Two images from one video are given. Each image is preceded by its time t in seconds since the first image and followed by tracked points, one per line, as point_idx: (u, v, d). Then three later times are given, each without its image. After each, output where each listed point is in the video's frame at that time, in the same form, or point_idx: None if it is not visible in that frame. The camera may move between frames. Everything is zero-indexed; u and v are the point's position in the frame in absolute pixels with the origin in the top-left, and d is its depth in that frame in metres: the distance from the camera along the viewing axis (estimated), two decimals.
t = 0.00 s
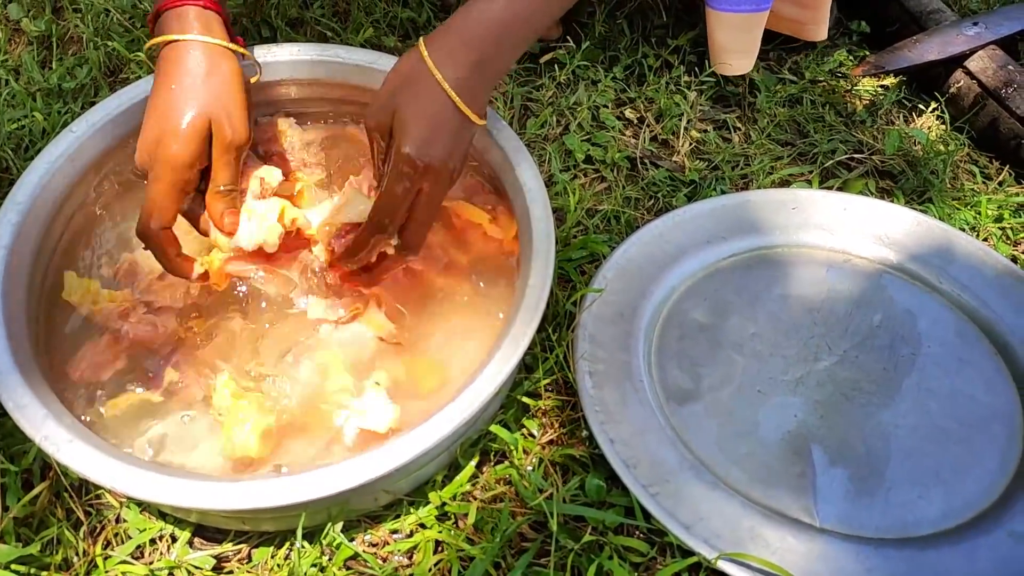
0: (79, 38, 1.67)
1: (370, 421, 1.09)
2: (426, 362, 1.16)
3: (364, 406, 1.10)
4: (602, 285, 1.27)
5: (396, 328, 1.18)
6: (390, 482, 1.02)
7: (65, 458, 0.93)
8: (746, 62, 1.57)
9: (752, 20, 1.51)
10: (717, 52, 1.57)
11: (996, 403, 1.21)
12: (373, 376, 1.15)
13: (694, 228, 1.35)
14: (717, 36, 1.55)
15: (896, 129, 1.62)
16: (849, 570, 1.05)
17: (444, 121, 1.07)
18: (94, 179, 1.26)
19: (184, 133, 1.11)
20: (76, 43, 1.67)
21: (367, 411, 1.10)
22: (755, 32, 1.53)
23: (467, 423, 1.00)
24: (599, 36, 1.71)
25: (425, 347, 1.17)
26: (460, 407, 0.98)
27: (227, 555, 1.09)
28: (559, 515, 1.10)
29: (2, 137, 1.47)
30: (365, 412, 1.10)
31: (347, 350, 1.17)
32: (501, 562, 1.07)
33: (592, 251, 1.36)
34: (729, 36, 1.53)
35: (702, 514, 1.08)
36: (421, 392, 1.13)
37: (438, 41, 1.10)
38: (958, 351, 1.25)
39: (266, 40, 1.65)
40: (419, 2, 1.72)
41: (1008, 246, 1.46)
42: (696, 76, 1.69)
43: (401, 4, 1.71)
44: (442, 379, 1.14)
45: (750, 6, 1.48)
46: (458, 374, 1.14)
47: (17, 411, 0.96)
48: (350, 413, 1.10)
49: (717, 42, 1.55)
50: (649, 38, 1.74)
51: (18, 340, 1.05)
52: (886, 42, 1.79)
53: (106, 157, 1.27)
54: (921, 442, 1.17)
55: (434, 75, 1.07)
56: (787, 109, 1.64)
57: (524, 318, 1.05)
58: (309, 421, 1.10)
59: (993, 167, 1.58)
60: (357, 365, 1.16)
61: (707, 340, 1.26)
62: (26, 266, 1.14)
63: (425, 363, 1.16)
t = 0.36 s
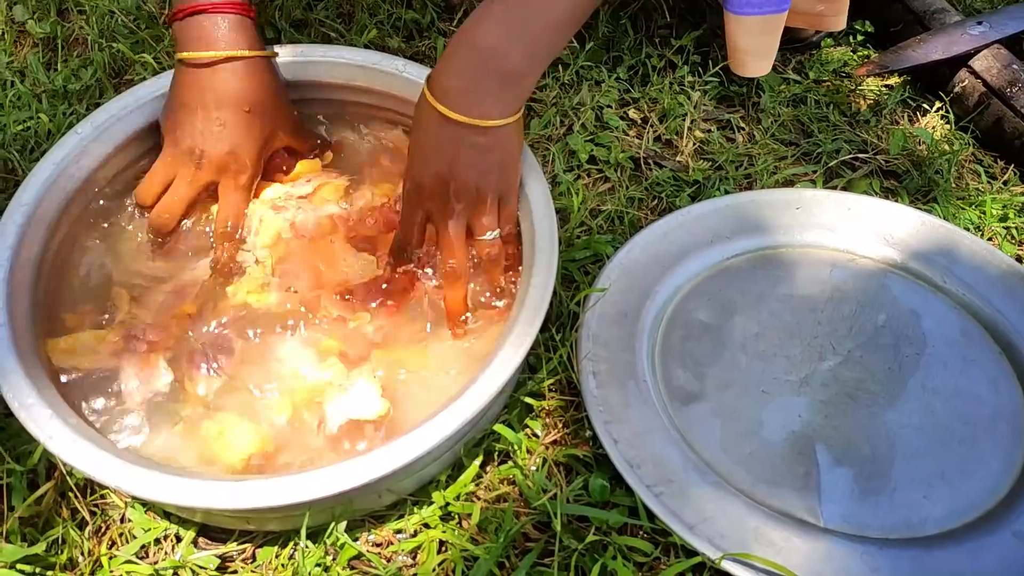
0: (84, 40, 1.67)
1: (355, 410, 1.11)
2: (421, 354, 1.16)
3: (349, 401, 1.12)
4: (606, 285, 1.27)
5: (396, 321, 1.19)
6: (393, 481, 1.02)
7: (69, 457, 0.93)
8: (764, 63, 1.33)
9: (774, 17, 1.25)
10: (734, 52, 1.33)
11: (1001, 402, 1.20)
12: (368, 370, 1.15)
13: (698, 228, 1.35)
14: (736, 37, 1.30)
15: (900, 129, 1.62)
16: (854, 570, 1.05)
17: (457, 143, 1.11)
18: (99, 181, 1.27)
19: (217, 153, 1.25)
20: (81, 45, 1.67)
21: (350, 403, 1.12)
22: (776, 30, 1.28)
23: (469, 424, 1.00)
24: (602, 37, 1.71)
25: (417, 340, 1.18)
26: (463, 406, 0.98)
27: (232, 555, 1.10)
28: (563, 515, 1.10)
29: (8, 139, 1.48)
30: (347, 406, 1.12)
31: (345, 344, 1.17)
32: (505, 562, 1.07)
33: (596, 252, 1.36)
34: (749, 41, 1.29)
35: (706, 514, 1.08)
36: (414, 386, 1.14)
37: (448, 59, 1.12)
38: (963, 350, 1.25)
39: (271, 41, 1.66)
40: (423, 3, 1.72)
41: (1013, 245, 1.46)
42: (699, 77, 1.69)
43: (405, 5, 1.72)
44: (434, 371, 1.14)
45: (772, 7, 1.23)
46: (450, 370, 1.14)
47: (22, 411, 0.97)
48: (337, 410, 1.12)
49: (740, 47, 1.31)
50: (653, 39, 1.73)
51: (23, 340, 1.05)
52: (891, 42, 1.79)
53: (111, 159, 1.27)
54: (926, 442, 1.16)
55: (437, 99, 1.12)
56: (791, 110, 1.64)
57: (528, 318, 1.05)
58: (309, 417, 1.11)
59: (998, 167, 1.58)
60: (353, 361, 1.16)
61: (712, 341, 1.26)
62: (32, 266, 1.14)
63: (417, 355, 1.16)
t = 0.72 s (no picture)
0: (83, 39, 1.67)
1: (376, 384, 1.14)
2: (420, 339, 1.18)
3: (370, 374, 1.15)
4: (604, 285, 1.27)
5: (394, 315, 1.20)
6: (393, 482, 1.03)
7: (69, 457, 0.93)
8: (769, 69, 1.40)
9: (781, 23, 1.32)
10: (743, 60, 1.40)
11: (998, 403, 1.21)
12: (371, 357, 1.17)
13: (698, 229, 1.35)
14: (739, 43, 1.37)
15: (898, 130, 1.62)
16: (852, 571, 1.05)
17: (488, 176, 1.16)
18: (98, 179, 1.27)
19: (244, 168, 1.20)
20: (79, 45, 1.67)
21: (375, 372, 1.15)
22: (781, 36, 1.35)
23: (469, 424, 1.00)
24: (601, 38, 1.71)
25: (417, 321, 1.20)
26: (463, 406, 0.98)
27: (230, 555, 1.10)
28: (562, 516, 1.10)
29: (6, 138, 1.48)
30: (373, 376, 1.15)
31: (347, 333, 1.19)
32: (504, 562, 1.07)
33: (595, 253, 1.37)
34: (754, 47, 1.36)
35: (704, 515, 1.08)
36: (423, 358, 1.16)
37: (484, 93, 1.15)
38: (961, 351, 1.25)
39: (270, 41, 1.65)
40: (422, 3, 1.72)
41: (1011, 247, 1.46)
42: (698, 78, 1.69)
43: (404, 6, 1.72)
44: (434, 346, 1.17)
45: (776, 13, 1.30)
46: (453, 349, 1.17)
47: (21, 410, 0.96)
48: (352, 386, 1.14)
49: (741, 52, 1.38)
50: (652, 40, 1.74)
51: (23, 338, 1.05)
52: (889, 43, 1.79)
53: (110, 157, 1.27)
54: (924, 443, 1.16)
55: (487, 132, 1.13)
56: (790, 111, 1.64)
57: (529, 318, 1.05)
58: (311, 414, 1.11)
59: (996, 169, 1.58)
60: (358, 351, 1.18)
61: (711, 341, 1.26)
62: (31, 265, 1.14)
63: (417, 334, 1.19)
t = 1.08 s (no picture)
0: (83, 39, 1.67)
1: (377, 389, 1.13)
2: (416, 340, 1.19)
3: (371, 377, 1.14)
4: (604, 285, 1.27)
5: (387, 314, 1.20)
6: (392, 482, 1.02)
7: (66, 458, 0.93)
8: (757, 59, 1.45)
9: (767, 15, 1.37)
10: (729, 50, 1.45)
11: (998, 404, 1.21)
12: (365, 356, 1.17)
13: (698, 229, 1.35)
14: (728, 34, 1.42)
15: (898, 131, 1.62)
16: (852, 571, 1.05)
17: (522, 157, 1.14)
18: (97, 180, 1.27)
19: (176, 126, 1.14)
20: (79, 44, 1.67)
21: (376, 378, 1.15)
22: (768, 27, 1.40)
23: (468, 424, 1.00)
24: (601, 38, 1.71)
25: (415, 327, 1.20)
26: (462, 407, 0.98)
27: (229, 555, 1.09)
28: (561, 516, 1.10)
29: (6, 138, 1.48)
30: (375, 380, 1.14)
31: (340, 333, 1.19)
32: (503, 562, 1.07)
33: (594, 253, 1.36)
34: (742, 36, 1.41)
35: (704, 516, 1.07)
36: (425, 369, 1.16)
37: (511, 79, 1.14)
38: (961, 352, 1.25)
39: (269, 41, 1.65)
40: (422, 3, 1.72)
41: (1011, 247, 1.46)
42: (698, 77, 1.69)
43: (404, 6, 1.72)
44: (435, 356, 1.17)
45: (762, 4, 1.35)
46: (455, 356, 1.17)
47: (19, 411, 0.96)
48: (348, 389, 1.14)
49: (730, 42, 1.43)
50: (652, 39, 1.73)
51: (21, 339, 1.05)
52: (888, 43, 1.79)
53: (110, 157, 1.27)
54: (924, 444, 1.16)
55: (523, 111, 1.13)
56: (790, 111, 1.64)
57: (527, 319, 1.05)
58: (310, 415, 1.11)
59: (996, 169, 1.58)
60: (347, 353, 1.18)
61: (710, 342, 1.26)
62: (30, 266, 1.14)
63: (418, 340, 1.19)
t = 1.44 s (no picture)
0: (85, 37, 1.67)
1: (395, 372, 1.15)
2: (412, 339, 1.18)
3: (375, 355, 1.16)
4: (606, 284, 1.27)
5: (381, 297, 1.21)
6: (394, 481, 1.02)
7: (69, 456, 0.93)
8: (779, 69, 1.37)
9: (792, 23, 1.28)
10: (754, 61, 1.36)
11: (1001, 403, 1.20)
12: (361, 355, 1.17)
13: (700, 228, 1.35)
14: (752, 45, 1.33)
15: (902, 129, 1.62)
16: (854, 571, 1.05)
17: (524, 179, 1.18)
18: (99, 178, 1.27)
19: (182, 198, 1.15)
20: (81, 43, 1.67)
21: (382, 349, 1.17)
22: (791, 37, 1.31)
23: (470, 423, 1.00)
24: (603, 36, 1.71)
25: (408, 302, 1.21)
26: (464, 405, 0.98)
27: (231, 553, 1.10)
28: (563, 515, 1.10)
29: (8, 136, 1.48)
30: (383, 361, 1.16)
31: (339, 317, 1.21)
32: (505, 561, 1.07)
33: (597, 251, 1.36)
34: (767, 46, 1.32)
35: (706, 515, 1.07)
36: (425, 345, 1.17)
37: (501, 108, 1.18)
38: (964, 351, 1.25)
39: (271, 39, 1.65)
40: (424, 1, 1.72)
41: (1014, 246, 1.45)
42: (701, 76, 1.69)
43: (407, 4, 1.72)
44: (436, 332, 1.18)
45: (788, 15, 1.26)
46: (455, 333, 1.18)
47: (22, 409, 0.96)
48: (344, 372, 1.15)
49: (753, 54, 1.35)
50: (655, 37, 1.73)
51: (24, 337, 1.05)
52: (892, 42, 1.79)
53: (112, 155, 1.27)
54: (926, 443, 1.16)
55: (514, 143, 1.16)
56: (793, 109, 1.64)
57: (529, 317, 1.05)
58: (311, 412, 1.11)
59: (1000, 168, 1.58)
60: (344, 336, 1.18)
61: (712, 341, 1.26)
62: (32, 264, 1.14)
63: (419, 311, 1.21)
